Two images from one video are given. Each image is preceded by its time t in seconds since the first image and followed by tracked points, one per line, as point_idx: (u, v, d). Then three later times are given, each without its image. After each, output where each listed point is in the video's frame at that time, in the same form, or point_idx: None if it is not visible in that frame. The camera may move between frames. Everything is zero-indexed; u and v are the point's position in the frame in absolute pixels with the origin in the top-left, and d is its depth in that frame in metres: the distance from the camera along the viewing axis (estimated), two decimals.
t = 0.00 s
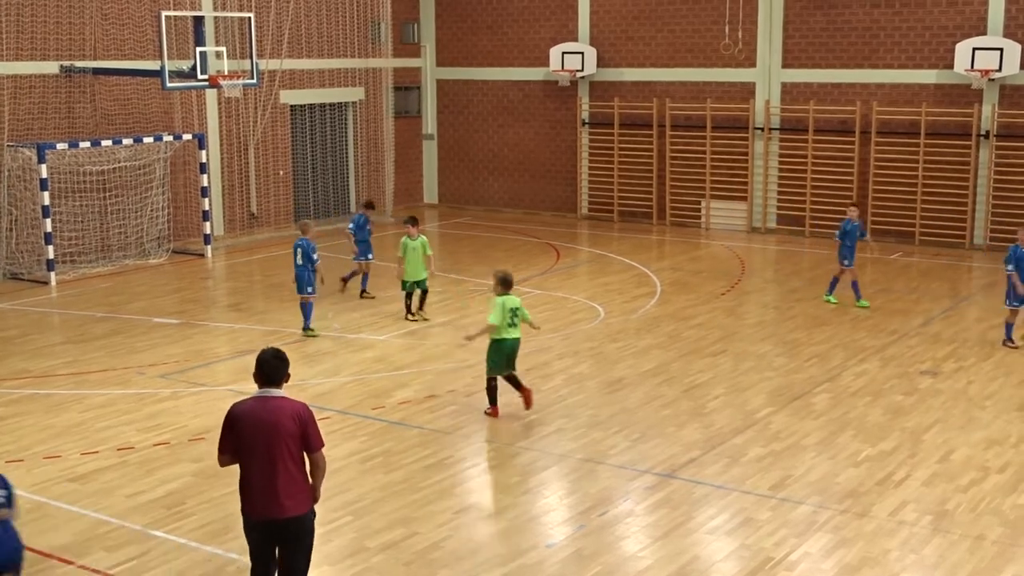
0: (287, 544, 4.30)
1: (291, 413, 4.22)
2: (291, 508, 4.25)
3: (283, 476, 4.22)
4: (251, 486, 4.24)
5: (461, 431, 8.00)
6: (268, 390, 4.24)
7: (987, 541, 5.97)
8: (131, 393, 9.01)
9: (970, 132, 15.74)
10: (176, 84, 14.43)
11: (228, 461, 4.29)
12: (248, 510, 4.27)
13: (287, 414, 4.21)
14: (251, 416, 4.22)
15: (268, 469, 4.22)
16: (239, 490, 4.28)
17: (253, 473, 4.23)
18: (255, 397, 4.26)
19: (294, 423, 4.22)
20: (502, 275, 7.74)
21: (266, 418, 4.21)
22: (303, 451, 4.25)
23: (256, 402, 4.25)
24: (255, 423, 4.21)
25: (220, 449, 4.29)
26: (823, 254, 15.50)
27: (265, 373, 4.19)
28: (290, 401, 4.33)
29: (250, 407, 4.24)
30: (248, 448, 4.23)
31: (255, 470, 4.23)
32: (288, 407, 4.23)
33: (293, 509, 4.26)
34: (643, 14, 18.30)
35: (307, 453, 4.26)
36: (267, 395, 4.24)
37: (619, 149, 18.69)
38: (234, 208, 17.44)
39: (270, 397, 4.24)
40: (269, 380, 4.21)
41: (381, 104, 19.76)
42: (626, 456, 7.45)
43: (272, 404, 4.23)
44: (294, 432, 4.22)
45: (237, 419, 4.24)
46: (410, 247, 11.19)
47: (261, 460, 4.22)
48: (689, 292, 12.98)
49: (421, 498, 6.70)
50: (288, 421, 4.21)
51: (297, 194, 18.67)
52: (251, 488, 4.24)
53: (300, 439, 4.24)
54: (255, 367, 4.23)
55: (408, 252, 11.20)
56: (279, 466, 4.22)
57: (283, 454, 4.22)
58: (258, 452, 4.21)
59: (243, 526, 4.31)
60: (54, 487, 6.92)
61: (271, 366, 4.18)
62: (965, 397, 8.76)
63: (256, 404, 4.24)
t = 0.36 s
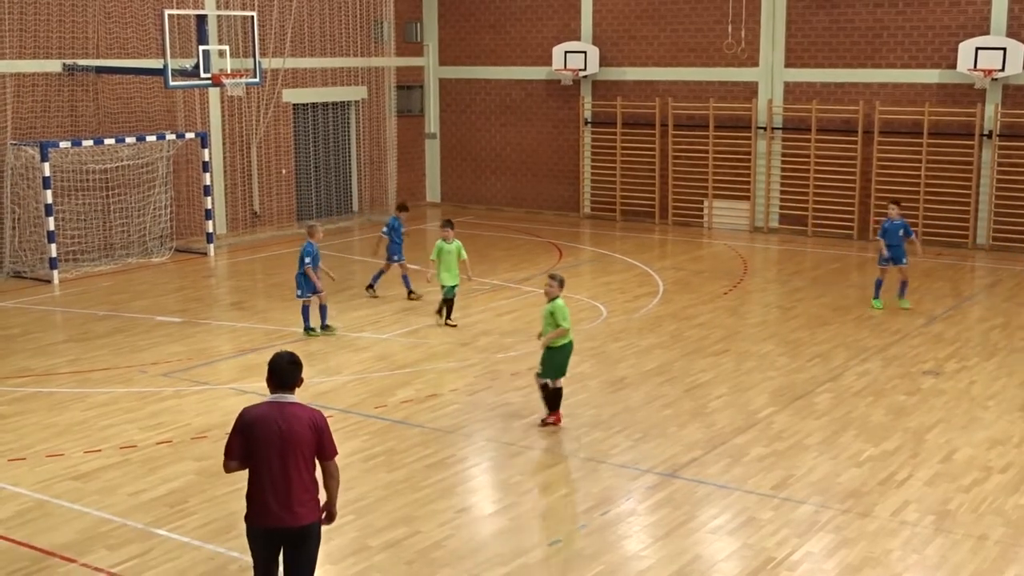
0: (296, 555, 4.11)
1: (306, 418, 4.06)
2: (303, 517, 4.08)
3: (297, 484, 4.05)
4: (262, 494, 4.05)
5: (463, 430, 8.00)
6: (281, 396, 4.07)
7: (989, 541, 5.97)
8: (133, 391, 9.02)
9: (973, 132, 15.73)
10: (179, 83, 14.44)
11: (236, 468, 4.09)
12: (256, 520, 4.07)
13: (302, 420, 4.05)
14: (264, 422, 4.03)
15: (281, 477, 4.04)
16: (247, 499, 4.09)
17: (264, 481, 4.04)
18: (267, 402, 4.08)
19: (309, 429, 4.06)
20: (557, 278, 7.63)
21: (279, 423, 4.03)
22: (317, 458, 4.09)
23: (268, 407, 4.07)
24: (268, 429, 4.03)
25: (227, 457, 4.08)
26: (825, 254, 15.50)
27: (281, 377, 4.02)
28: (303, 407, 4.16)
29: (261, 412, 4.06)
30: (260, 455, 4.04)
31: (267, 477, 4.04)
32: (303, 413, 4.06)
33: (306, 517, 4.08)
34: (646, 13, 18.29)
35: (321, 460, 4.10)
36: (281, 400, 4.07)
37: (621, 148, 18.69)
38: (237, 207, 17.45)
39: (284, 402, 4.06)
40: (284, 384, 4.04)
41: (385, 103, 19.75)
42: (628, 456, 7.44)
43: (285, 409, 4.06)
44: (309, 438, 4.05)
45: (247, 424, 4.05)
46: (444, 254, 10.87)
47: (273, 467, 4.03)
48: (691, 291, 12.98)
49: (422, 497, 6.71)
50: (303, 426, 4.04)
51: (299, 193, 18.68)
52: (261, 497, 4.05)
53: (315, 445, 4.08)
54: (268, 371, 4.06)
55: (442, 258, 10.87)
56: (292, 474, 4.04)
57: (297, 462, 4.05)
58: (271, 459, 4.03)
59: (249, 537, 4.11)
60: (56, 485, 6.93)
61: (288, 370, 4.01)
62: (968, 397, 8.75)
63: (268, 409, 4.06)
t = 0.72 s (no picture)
0: (298, 562, 4.09)
1: (310, 425, 4.03)
2: (306, 525, 4.05)
3: (301, 491, 4.02)
4: (265, 502, 4.02)
5: (465, 430, 8.00)
6: (284, 403, 4.03)
7: (991, 540, 5.96)
8: (136, 391, 9.03)
9: (975, 131, 15.71)
10: (181, 82, 14.44)
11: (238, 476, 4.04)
12: (258, 528, 4.03)
13: (307, 427, 4.02)
14: (267, 429, 3.99)
15: (285, 485, 4.00)
16: (249, 506, 4.04)
17: (268, 489, 4.01)
18: (269, 409, 4.04)
19: (314, 436, 4.03)
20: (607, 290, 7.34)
21: (284, 431, 4.00)
22: (321, 465, 4.07)
23: (271, 414, 4.03)
24: (273, 437, 3.99)
25: (229, 465, 4.03)
26: (828, 253, 15.49)
27: (286, 384, 3.98)
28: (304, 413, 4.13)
29: (265, 419, 4.02)
30: (263, 463, 4.00)
31: (271, 484, 4.00)
32: (307, 420, 4.03)
33: (309, 525, 4.06)
34: (649, 12, 18.28)
35: (325, 467, 4.08)
36: (284, 407, 4.03)
37: (623, 148, 18.69)
38: (239, 207, 17.47)
39: (287, 409, 4.03)
40: (288, 392, 4.00)
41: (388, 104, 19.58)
42: (630, 456, 7.44)
43: (290, 416, 4.02)
44: (313, 445, 4.03)
45: (250, 432, 4.01)
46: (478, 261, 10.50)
47: (278, 474, 4.00)
48: (693, 291, 12.97)
49: (424, 497, 6.71)
50: (308, 434, 4.02)
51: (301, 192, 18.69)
52: (265, 506, 4.02)
53: (320, 453, 4.05)
54: (269, 378, 4.02)
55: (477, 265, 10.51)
56: (297, 481, 4.01)
57: (302, 470, 4.02)
58: (275, 466, 3.99)
59: (251, 544, 4.07)
60: (58, 484, 6.93)
61: (293, 376, 3.97)
62: (970, 397, 8.74)
63: (271, 416, 4.02)
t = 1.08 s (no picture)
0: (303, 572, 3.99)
1: (309, 431, 3.91)
2: (311, 534, 3.95)
3: (303, 500, 3.91)
4: (267, 511, 3.90)
5: (467, 429, 8.00)
6: (280, 409, 3.91)
7: (992, 539, 5.96)
8: (137, 391, 9.03)
9: (977, 130, 15.70)
10: (183, 82, 14.44)
11: (238, 488, 3.93)
12: (261, 539, 3.92)
13: (305, 433, 3.90)
14: (264, 438, 3.87)
15: (287, 494, 3.89)
16: (251, 518, 3.93)
17: (269, 500, 3.89)
18: (264, 417, 3.92)
19: (314, 442, 3.91)
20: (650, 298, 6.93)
21: (281, 439, 3.87)
22: (322, 471, 3.94)
23: (267, 423, 3.90)
24: (271, 446, 3.86)
25: (228, 477, 3.91)
26: (830, 252, 15.49)
27: (281, 390, 3.85)
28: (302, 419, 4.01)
29: (261, 427, 3.89)
30: (262, 473, 3.87)
31: (272, 495, 3.89)
32: (305, 426, 3.91)
33: (312, 534, 3.95)
34: (650, 11, 18.28)
35: (326, 473, 3.96)
36: (282, 414, 3.91)
37: (624, 147, 18.70)
38: (241, 206, 17.47)
39: (283, 417, 3.90)
40: (284, 398, 3.88)
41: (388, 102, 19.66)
42: (631, 455, 7.44)
43: (286, 423, 3.89)
44: (312, 452, 3.91)
45: (247, 441, 3.89)
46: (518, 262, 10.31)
47: (278, 485, 3.88)
48: (694, 290, 12.97)
49: (426, 496, 6.71)
50: (307, 441, 3.89)
51: (303, 191, 18.69)
52: (268, 517, 3.90)
53: (320, 459, 3.93)
54: (264, 385, 3.90)
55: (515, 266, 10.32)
56: (298, 489, 3.89)
57: (304, 478, 3.90)
58: (275, 476, 3.87)
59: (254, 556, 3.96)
60: (60, 484, 6.94)
61: (288, 382, 3.85)
62: (971, 396, 8.73)
63: (268, 425, 3.90)
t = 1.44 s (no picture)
0: None
1: (317, 437, 3.86)
2: (318, 542, 3.89)
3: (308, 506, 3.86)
4: (275, 515, 3.88)
5: (467, 429, 8.00)
6: (293, 412, 3.89)
7: (993, 539, 5.96)
8: (137, 391, 9.03)
9: (976, 130, 15.70)
10: (183, 82, 14.44)
11: (248, 490, 3.93)
12: (269, 542, 3.91)
13: (312, 439, 3.85)
14: (273, 441, 3.86)
15: (292, 498, 3.85)
16: (261, 520, 3.93)
17: (275, 503, 3.87)
18: (276, 419, 3.91)
19: (321, 448, 3.85)
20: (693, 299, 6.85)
21: (288, 442, 3.84)
22: (331, 478, 3.88)
23: (278, 425, 3.89)
24: (279, 448, 3.85)
25: (239, 478, 3.93)
26: (830, 252, 15.48)
27: (294, 394, 3.84)
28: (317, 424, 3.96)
29: (272, 429, 3.88)
30: (269, 475, 3.86)
31: (278, 499, 3.87)
32: (313, 432, 3.86)
33: (319, 541, 3.89)
34: (650, 11, 18.28)
35: (336, 481, 3.90)
36: (292, 418, 3.88)
37: (625, 147, 18.71)
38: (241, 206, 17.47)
39: (294, 420, 3.88)
40: (297, 401, 3.86)
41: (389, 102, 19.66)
42: (632, 455, 7.44)
43: (295, 426, 3.86)
44: (319, 457, 3.85)
45: (258, 442, 3.89)
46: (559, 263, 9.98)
47: (283, 488, 3.85)
48: (694, 289, 12.97)
49: (426, 496, 6.71)
50: (314, 446, 3.84)
51: (303, 191, 18.68)
52: (274, 520, 3.88)
53: (328, 466, 3.87)
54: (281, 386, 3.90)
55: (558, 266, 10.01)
56: (303, 495, 3.85)
57: (309, 483, 3.86)
58: (280, 478, 3.85)
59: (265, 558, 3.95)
60: (61, 484, 6.94)
61: (300, 385, 3.84)
62: (972, 395, 8.74)
63: (278, 427, 3.88)
